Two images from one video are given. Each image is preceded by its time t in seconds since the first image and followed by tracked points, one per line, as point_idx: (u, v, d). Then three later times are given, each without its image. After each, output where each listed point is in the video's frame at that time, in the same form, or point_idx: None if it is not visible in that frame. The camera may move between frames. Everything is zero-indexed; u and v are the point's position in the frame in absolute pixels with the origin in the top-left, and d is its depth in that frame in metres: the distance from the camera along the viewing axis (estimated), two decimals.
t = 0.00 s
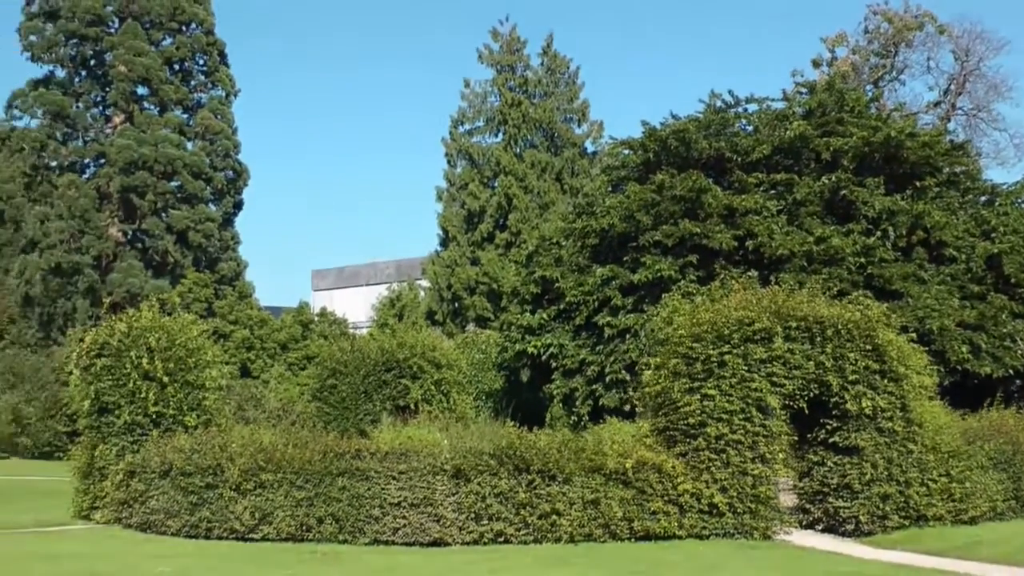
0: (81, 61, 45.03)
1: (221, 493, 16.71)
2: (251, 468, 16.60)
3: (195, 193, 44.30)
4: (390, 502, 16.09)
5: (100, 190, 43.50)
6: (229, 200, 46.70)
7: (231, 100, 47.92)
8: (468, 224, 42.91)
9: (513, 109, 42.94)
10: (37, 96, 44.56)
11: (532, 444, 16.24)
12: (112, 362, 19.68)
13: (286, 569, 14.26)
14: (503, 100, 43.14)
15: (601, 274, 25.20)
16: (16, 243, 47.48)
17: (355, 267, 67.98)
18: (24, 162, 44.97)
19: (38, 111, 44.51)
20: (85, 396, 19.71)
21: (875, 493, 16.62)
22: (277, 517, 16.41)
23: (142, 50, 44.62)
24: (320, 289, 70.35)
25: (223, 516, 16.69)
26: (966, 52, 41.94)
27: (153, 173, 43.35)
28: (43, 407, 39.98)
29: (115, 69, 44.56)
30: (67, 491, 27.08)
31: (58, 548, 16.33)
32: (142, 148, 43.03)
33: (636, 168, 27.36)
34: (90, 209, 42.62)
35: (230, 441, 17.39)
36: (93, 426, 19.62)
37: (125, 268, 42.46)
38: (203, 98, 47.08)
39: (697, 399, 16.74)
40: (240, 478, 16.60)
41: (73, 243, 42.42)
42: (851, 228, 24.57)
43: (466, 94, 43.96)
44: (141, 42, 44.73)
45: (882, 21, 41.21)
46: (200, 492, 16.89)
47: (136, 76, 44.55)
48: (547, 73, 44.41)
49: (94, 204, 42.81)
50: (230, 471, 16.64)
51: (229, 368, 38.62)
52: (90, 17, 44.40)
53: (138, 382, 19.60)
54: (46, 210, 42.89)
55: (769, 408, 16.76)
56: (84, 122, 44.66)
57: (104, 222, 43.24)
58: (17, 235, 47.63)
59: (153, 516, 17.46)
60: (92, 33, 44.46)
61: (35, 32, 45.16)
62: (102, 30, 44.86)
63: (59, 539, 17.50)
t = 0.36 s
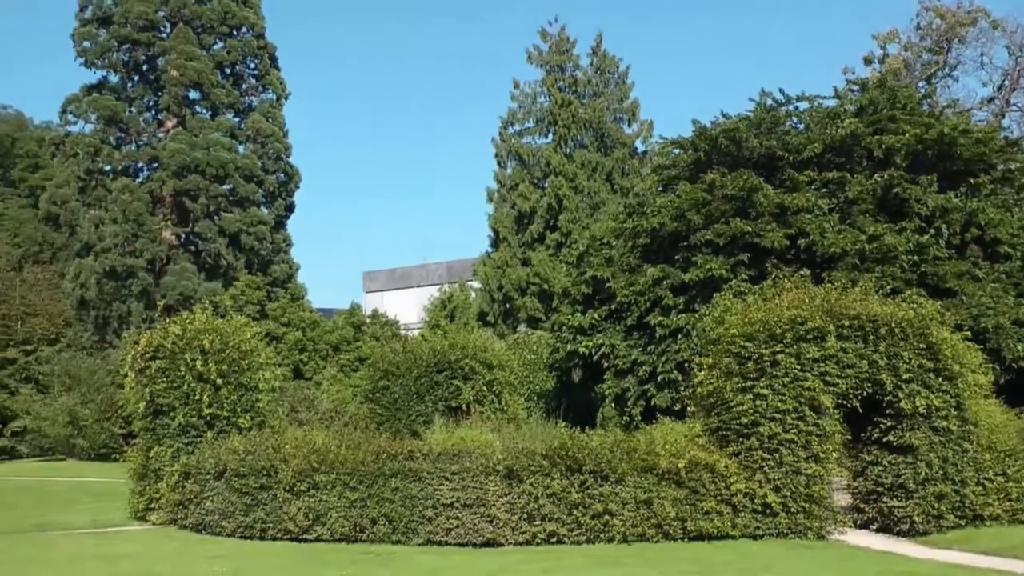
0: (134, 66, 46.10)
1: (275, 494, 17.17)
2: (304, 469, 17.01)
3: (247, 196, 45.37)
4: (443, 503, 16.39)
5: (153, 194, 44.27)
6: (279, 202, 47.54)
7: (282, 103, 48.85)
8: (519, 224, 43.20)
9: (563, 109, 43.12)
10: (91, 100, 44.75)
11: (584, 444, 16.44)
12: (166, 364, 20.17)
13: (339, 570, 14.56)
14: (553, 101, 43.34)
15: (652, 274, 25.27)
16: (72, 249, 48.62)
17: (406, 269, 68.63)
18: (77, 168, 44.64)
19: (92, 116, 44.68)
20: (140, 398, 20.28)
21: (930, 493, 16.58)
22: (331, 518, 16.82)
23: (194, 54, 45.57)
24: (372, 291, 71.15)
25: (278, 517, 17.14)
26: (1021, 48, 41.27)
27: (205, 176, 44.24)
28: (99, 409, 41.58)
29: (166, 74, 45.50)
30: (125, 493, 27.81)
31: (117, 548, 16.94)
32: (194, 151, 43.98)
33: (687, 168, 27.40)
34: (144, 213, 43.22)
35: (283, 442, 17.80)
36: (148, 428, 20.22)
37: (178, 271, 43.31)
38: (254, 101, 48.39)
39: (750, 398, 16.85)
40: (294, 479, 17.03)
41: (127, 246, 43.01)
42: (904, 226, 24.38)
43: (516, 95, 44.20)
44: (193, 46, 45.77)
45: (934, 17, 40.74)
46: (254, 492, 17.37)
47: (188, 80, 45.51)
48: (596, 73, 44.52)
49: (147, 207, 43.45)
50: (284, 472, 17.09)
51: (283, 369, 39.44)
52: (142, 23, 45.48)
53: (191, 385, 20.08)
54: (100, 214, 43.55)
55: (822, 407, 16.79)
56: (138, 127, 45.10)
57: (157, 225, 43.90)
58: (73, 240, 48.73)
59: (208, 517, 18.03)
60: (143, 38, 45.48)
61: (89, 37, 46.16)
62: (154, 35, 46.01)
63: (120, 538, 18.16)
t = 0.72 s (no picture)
0: (186, 67, 47.07)
1: (326, 493, 17.55)
2: (355, 468, 17.34)
3: (298, 196, 46.12)
4: (493, 502, 16.65)
5: (205, 195, 45.25)
6: (329, 202, 48.15)
7: (333, 104, 49.52)
8: (568, 224, 43.36)
9: (613, 109, 43.16)
10: (144, 102, 45.69)
11: (634, 445, 16.60)
12: (218, 364, 20.67)
13: (389, 569, 14.91)
14: (602, 100, 43.41)
15: (702, 274, 25.29)
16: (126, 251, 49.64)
17: (455, 269, 69.14)
18: (130, 168, 45.60)
19: (145, 116, 45.63)
20: (193, 397, 20.84)
21: (983, 494, 16.59)
22: (381, 517, 17.15)
23: (245, 55, 46.41)
24: (422, 290, 71.78)
25: (328, 516, 17.53)
26: None
27: (256, 176, 45.10)
28: (151, 408, 42.90)
29: (218, 74, 46.37)
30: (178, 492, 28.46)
31: (171, 546, 17.47)
32: (245, 152, 44.79)
33: (737, 167, 27.42)
34: (196, 213, 44.09)
35: (333, 442, 18.16)
36: (200, 426, 20.76)
37: (229, 271, 44.06)
38: (304, 102, 49.05)
39: (801, 399, 16.91)
40: (344, 478, 17.39)
41: (179, 246, 43.87)
42: (956, 226, 24.26)
43: (566, 95, 44.37)
44: (244, 47, 46.60)
45: (987, 15, 40.27)
46: (305, 492, 17.77)
47: (239, 81, 46.33)
48: (646, 73, 44.57)
49: (199, 207, 44.30)
50: (335, 471, 17.45)
51: (334, 369, 40.04)
52: (194, 24, 46.42)
53: (242, 384, 20.55)
54: (152, 214, 44.45)
55: (873, 408, 16.83)
56: (190, 127, 46.07)
57: (208, 225, 44.85)
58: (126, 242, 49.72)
59: (260, 515, 18.48)
60: (196, 39, 46.43)
61: (142, 39, 47.07)
62: (206, 36, 46.92)
63: (175, 536, 18.70)
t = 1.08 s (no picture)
0: (234, 69, 47.91)
1: (374, 493, 17.82)
2: (404, 469, 17.63)
3: (345, 198, 46.75)
4: (542, 502, 16.90)
5: (253, 197, 46.06)
6: (377, 203, 48.73)
7: (380, 105, 50.09)
8: (615, 224, 43.50)
9: (659, 108, 43.16)
10: (193, 104, 46.64)
11: (683, 444, 16.79)
12: (268, 364, 21.10)
13: (438, 569, 15.22)
14: (649, 100, 43.44)
15: (750, 273, 25.34)
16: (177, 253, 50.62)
17: (503, 269, 69.49)
18: (180, 171, 46.59)
19: (194, 119, 46.55)
20: (243, 397, 21.29)
21: None
22: (430, 517, 17.45)
23: (293, 57, 47.13)
24: (469, 291, 72.23)
25: (377, 516, 17.81)
26: None
27: (305, 178, 45.83)
28: (202, 408, 43.78)
29: (267, 76, 47.15)
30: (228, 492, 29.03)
31: (223, 546, 17.93)
32: (293, 154, 45.51)
33: (785, 166, 27.41)
34: (245, 215, 44.85)
35: (382, 442, 18.51)
36: (251, 426, 21.20)
37: (278, 272, 44.74)
38: (352, 103, 49.69)
39: (850, 398, 17.01)
40: (394, 478, 17.67)
41: (228, 247, 44.65)
42: (1007, 224, 24.10)
43: (613, 95, 44.46)
44: (291, 48, 47.33)
45: None
46: (354, 492, 18.05)
47: (287, 83, 47.07)
48: (693, 73, 44.55)
49: (247, 209, 45.04)
50: (384, 472, 17.73)
51: (383, 369, 40.56)
52: (242, 26, 47.24)
53: (292, 385, 20.98)
54: (201, 216, 45.29)
55: (923, 407, 16.89)
56: (239, 129, 46.88)
57: (257, 227, 45.67)
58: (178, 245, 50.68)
59: (309, 515, 18.85)
60: (244, 42, 47.29)
61: (191, 42, 48.03)
62: (254, 38, 47.80)
63: (227, 536, 19.18)
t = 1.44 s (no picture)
0: (272, 72, 48.48)
1: (414, 493, 18.04)
2: (443, 469, 17.83)
3: (382, 199, 47.15)
4: (581, 502, 17.03)
5: (291, 199, 46.61)
6: (415, 204, 49.11)
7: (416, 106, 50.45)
8: (653, 223, 43.51)
9: (696, 107, 43.09)
10: (231, 107, 47.33)
11: (722, 443, 16.85)
12: (307, 365, 21.43)
13: (478, 568, 15.42)
14: (685, 98, 43.37)
15: (788, 271, 25.29)
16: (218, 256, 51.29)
17: (540, 269, 69.65)
18: (219, 174, 47.27)
19: (232, 122, 47.24)
20: (283, 398, 21.59)
21: None
22: (469, 517, 17.63)
23: (330, 59, 47.61)
24: (507, 291, 72.49)
25: (417, 516, 18.04)
26: None
27: (342, 179, 46.31)
28: (242, 409, 44.45)
29: (303, 79, 47.69)
30: (269, 492, 29.45)
31: (265, 546, 18.24)
32: (330, 155, 45.99)
33: (823, 163, 27.32)
34: (283, 217, 45.42)
35: (421, 443, 18.73)
36: (290, 427, 21.46)
37: (316, 274, 45.22)
38: (389, 104, 50.08)
39: (890, 396, 16.99)
40: (433, 478, 17.86)
41: (267, 250, 45.21)
42: None
43: (649, 93, 44.41)
44: (327, 50, 47.80)
45: None
46: (394, 492, 18.27)
47: (324, 85, 47.58)
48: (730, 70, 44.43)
49: (286, 211, 45.68)
50: (423, 472, 17.93)
51: (421, 370, 40.87)
52: (279, 29, 47.80)
53: (332, 385, 21.30)
54: (240, 218, 45.92)
55: (965, 405, 16.85)
56: (276, 132, 47.47)
57: (295, 229, 46.25)
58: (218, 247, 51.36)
59: (350, 515, 19.10)
60: (281, 44, 47.85)
61: (228, 45, 48.69)
62: (291, 41, 48.38)
63: (269, 536, 19.49)
